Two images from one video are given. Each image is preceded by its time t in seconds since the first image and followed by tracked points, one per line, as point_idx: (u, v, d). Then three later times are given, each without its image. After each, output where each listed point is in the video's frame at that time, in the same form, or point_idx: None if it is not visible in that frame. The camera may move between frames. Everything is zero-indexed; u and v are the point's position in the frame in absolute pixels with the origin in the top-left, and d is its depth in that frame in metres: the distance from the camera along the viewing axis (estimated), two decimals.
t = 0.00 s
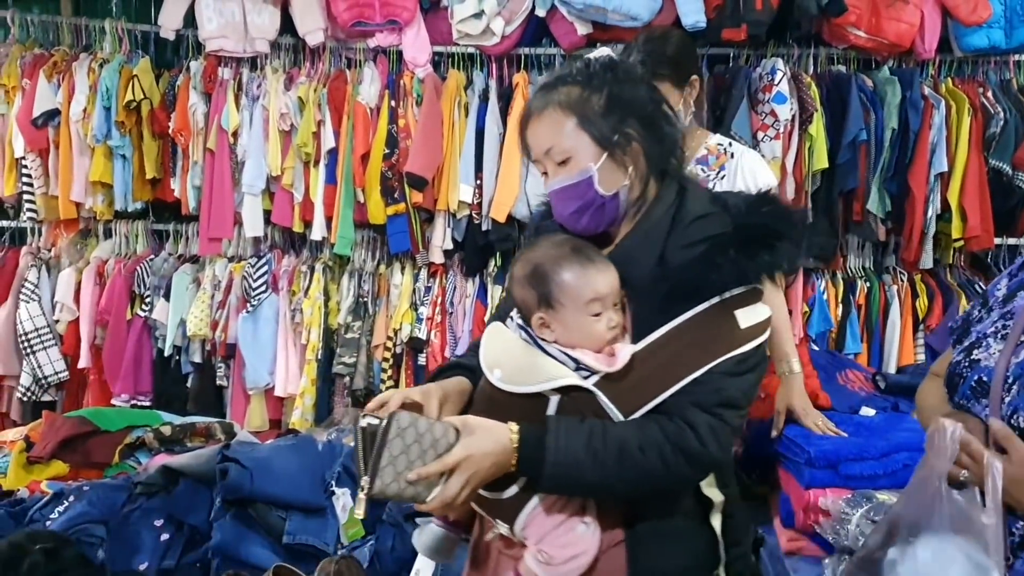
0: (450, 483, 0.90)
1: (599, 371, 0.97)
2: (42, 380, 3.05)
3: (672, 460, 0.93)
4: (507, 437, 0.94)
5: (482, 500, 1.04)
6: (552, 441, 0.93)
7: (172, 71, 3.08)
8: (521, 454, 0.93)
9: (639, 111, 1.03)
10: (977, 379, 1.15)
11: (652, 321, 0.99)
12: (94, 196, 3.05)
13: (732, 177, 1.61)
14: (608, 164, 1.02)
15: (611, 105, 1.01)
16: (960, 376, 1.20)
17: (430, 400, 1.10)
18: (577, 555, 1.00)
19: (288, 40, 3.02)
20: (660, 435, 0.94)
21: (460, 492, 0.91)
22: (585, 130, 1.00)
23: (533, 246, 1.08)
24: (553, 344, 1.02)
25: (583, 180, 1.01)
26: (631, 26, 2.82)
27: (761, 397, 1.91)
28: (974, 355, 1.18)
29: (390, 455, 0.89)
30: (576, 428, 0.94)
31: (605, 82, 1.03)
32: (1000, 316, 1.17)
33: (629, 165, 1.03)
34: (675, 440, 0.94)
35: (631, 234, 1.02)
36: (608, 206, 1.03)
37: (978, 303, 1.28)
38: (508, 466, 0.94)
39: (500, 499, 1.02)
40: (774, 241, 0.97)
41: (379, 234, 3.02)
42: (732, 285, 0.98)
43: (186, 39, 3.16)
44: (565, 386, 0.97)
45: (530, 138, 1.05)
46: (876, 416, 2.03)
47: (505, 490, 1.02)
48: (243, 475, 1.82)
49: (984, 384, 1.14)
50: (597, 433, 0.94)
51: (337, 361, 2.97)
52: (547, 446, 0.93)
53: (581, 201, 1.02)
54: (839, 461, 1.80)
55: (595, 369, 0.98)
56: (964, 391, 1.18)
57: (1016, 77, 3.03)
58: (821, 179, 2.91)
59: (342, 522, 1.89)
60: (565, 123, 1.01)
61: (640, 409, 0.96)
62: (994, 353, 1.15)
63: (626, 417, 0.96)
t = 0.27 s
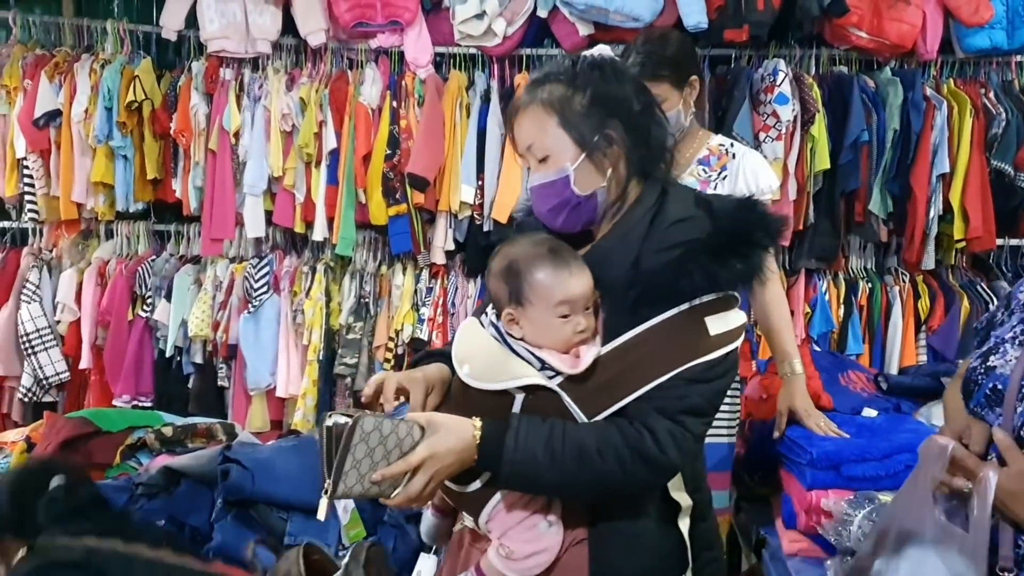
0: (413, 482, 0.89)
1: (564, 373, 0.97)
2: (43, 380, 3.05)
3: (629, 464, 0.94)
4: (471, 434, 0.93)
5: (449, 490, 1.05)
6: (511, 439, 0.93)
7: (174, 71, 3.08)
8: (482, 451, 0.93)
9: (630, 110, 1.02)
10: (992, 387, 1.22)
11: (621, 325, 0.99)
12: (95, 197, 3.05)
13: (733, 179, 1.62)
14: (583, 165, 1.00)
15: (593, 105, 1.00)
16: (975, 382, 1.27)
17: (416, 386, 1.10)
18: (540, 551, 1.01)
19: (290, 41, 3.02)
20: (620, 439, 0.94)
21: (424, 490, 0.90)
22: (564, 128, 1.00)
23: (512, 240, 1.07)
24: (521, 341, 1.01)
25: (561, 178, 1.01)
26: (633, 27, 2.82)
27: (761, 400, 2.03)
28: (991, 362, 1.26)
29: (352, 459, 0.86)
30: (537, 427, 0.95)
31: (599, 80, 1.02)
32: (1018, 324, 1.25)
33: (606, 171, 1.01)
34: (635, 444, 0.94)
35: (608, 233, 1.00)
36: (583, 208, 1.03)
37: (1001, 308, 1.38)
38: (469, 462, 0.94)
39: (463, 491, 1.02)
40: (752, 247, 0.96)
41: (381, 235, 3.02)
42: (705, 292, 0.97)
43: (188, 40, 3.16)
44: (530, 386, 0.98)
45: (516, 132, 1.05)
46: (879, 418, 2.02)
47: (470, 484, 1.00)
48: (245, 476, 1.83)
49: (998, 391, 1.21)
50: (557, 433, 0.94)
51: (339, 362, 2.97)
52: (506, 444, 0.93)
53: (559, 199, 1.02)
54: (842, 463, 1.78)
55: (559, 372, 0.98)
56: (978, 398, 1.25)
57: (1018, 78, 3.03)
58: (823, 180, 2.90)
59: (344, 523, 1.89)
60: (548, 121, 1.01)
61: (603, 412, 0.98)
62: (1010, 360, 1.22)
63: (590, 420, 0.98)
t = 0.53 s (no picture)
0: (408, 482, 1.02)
1: (554, 371, 1.06)
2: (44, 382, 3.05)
3: (616, 462, 0.99)
4: (465, 431, 1.02)
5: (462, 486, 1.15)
6: (501, 436, 1.01)
7: (175, 72, 3.08)
8: (474, 449, 1.02)
9: (637, 104, 1.02)
10: (1002, 390, 1.29)
11: (621, 322, 1.06)
12: (97, 197, 3.05)
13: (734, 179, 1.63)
14: (570, 175, 1.06)
15: (589, 110, 1.02)
16: (987, 383, 1.34)
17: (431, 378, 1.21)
18: (539, 556, 1.08)
19: (291, 41, 3.02)
20: (608, 439, 1.00)
21: (422, 487, 1.02)
22: (557, 140, 1.05)
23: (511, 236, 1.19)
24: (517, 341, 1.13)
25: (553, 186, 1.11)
26: (635, 27, 2.82)
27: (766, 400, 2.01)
28: (1003, 364, 1.33)
29: (343, 467, 1.01)
30: (528, 425, 1.02)
31: (600, 80, 1.03)
32: None
33: (593, 184, 1.06)
34: (623, 443, 0.99)
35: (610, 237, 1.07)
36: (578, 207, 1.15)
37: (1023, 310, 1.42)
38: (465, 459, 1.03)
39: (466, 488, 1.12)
40: (740, 253, 1.02)
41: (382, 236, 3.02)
42: (700, 292, 1.01)
43: (189, 40, 3.16)
44: (524, 384, 1.07)
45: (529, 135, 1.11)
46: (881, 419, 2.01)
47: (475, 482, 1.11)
48: (247, 477, 1.86)
49: (1008, 393, 1.28)
50: (546, 433, 1.01)
51: (341, 362, 2.97)
52: (496, 442, 1.01)
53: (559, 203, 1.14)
54: (844, 464, 1.79)
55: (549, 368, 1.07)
56: (989, 400, 1.32)
57: (1019, 79, 3.03)
58: (825, 180, 2.90)
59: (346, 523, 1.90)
60: (549, 130, 1.06)
61: (600, 410, 1.04)
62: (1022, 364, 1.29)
63: (587, 418, 1.04)
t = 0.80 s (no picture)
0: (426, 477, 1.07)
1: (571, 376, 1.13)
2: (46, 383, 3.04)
3: (618, 465, 0.99)
4: (484, 432, 1.05)
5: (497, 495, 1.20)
6: (509, 438, 1.03)
7: (177, 73, 3.08)
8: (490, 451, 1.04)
9: (665, 96, 1.01)
10: (1006, 390, 1.25)
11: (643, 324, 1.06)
12: (98, 199, 3.05)
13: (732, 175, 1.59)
14: (601, 177, 1.09)
15: (614, 110, 1.04)
16: (990, 383, 1.30)
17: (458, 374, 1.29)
18: (571, 565, 1.15)
19: (292, 42, 3.02)
20: (612, 441, 1.00)
21: (440, 482, 1.06)
22: (588, 144, 1.08)
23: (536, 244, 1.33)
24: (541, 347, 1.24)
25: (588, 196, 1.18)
26: (636, 28, 2.82)
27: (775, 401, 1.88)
28: (1006, 362, 1.28)
29: (359, 454, 1.10)
30: (537, 427, 1.04)
31: (626, 77, 1.04)
32: None
33: (622, 187, 1.08)
34: (626, 445, 0.99)
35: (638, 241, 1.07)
36: (613, 210, 1.16)
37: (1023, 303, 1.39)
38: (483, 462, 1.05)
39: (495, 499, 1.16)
40: (748, 250, 1.01)
41: (383, 237, 3.02)
42: (715, 290, 1.01)
43: (190, 42, 3.17)
44: (540, 388, 1.12)
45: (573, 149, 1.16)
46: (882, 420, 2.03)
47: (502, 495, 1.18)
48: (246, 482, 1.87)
49: (1012, 394, 1.25)
50: (552, 434, 1.03)
51: (342, 363, 2.96)
52: (504, 442, 1.03)
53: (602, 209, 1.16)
54: (846, 464, 1.83)
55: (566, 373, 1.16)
56: (992, 399, 1.29)
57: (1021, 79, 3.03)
58: (827, 181, 2.90)
59: (347, 525, 1.89)
60: (580, 140, 1.11)
61: (616, 416, 1.05)
62: None
63: (602, 423, 1.06)
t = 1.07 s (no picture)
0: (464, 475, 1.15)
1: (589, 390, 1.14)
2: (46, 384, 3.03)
3: (627, 482, 0.99)
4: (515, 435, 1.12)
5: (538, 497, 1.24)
6: (529, 444, 1.07)
7: (177, 73, 3.07)
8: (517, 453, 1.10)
9: (697, 89, 1.02)
10: (1015, 396, 1.27)
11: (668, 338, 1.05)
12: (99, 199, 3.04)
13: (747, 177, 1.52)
14: (637, 178, 1.09)
15: (649, 109, 1.04)
16: (998, 387, 1.32)
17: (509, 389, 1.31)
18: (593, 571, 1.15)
19: (293, 42, 3.01)
20: (625, 459, 1.00)
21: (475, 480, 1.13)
22: (624, 145, 1.09)
23: (566, 253, 1.27)
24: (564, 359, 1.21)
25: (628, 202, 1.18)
26: (638, 27, 2.82)
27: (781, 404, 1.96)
28: (1015, 366, 1.30)
29: (403, 451, 1.34)
30: (554, 435, 1.07)
31: (658, 76, 1.05)
32: None
33: (656, 186, 1.08)
34: (636, 461, 0.99)
35: (673, 246, 1.08)
36: (652, 210, 1.17)
37: None
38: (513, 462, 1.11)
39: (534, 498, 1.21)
40: (756, 262, 0.98)
41: (384, 237, 3.01)
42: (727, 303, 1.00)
43: (190, 41, 3.16)
44: (562, 400, 1.14)
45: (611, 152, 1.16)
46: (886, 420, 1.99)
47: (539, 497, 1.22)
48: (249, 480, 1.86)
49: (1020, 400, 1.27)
50: (567, 447, 1.04)
51: (343, 363, 2.96)
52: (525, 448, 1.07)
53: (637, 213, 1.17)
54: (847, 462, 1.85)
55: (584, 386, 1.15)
56: (1001, 404, 1.30)
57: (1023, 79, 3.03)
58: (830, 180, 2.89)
59: (348, 525, 1.85)
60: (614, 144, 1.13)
61: (636, 430, 1.04)
62: None
63: (624, 437, 1.06)
